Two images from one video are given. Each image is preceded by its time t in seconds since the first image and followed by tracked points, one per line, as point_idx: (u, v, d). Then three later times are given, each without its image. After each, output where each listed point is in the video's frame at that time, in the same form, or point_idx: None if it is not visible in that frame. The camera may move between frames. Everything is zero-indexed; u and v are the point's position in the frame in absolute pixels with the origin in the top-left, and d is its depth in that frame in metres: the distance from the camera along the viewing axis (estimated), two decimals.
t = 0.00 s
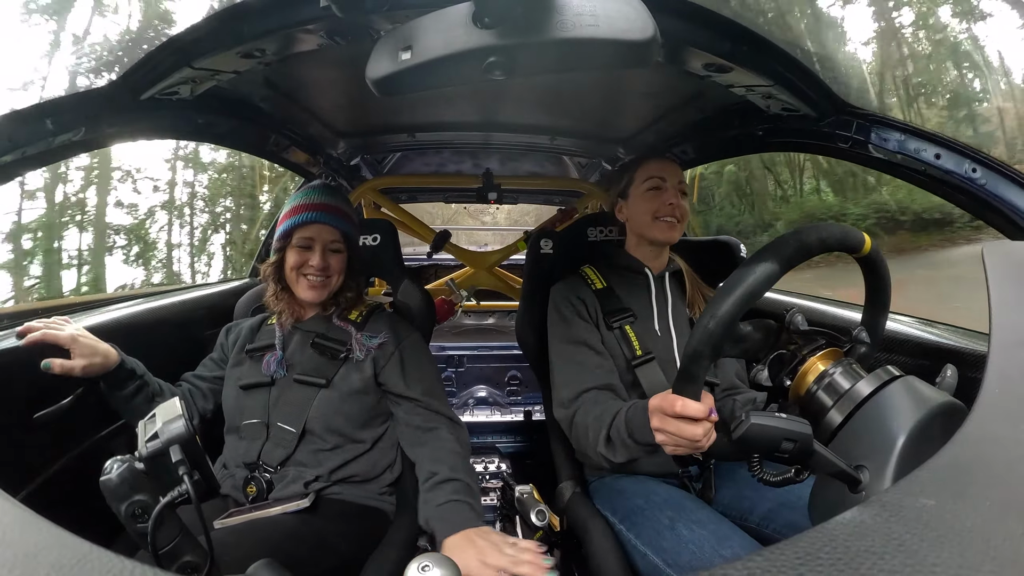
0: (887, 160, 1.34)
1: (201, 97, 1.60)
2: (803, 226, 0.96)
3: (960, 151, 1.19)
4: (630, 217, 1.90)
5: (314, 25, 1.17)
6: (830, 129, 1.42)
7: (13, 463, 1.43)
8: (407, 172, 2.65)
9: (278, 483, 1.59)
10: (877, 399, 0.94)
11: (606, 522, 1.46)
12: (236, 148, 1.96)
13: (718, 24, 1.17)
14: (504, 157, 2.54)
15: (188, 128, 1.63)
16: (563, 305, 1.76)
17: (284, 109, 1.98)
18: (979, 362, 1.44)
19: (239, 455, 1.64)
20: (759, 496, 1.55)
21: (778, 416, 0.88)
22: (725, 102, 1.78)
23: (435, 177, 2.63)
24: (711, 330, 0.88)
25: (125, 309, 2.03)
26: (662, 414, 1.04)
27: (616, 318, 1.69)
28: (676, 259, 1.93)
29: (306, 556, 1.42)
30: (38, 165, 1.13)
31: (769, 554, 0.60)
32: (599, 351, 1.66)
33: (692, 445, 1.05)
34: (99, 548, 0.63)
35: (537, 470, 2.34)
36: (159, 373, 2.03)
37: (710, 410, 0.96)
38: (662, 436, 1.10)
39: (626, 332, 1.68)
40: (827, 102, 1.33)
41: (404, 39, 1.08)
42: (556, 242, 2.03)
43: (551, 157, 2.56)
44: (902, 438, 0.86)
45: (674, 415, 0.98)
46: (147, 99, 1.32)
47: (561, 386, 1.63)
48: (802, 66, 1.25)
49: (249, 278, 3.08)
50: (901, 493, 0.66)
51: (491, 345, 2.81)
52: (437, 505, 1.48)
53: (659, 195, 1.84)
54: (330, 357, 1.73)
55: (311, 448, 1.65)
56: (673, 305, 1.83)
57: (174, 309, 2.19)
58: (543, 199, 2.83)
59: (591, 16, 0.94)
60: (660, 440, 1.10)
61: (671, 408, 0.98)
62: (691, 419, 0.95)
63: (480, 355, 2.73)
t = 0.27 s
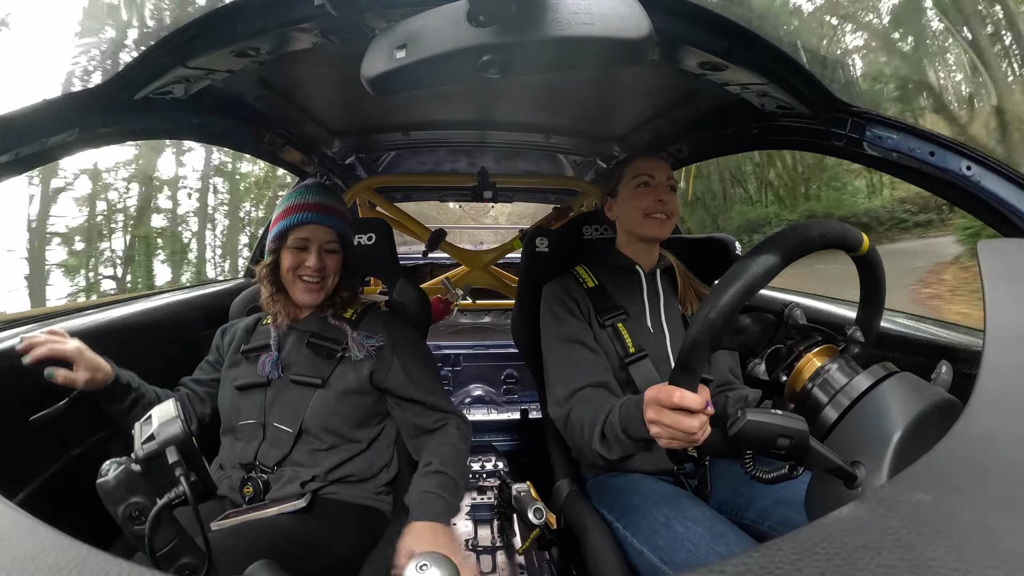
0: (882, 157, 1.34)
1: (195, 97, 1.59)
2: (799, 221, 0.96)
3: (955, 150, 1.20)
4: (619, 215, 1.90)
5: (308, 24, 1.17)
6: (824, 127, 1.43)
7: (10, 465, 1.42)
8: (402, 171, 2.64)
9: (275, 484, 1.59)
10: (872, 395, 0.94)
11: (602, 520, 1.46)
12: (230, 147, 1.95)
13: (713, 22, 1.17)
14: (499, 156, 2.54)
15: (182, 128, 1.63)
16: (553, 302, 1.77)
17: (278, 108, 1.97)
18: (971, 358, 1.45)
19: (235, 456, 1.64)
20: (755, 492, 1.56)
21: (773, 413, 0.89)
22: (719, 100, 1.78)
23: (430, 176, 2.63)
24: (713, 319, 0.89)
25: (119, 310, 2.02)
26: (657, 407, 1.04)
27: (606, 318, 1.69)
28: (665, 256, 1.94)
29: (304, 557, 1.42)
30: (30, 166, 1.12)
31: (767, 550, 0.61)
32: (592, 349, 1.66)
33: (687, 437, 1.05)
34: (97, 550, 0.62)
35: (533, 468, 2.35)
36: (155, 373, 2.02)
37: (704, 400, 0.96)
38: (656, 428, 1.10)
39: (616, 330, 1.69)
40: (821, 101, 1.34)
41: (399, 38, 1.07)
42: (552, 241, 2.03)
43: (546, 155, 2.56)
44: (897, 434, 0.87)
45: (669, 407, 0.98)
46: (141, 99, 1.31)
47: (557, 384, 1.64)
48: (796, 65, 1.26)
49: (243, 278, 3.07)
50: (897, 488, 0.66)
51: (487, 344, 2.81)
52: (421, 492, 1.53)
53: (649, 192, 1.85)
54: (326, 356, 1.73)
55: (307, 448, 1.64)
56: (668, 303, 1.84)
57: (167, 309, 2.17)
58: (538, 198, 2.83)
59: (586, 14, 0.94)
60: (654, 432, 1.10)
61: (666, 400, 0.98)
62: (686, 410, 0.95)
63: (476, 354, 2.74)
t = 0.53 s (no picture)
0: (872, 154, 1.36)
1: (189, 97, 1.58)
2: (790, 220, 0.96)
3: (947, 146, 1.22)
4: (611, 216, 1.90)
5: (303, 23, 1.16)
6: (819, 125, 1.44)
7: (9, 469, 1.41)
8: (397, 170, 2.64)
9: (272, 485, 1.59)
10: (866, 392, 0.95)
11: (600, 517, 1.47)
12: (223, 147, 1.94)
13: (708, 20, 1.17)
14: (493, 154, 2.54)
15: (176, 128, 1.62)
16: (545, 302, 1.77)
17: (272, 107, 1.96)
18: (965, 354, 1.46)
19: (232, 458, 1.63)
20: (751, 489, 1.57)
21: (769, 409, 0.89)
22: (714, 98, 1.79)
23: (425, 175, 2.62)
24: (701, 323, 0.89)
25: (112, 312, 2.01)
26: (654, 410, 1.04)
27: (599, 317, 1.69)
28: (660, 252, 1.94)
29: (301, 558, 1.41)
30: (24, 167, 1.11)
31: (764, 546, 0.61)
32: (584, 349, 1.67)
33: (685, 437, 1.06)
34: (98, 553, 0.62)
35: (530, 466, 2.35)
36: (150, 375, 2.01)
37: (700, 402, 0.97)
38: (655, 431, 1.10)
39: (610, 329, 1.69)
40: (815, 97, 1.34)
41: (393, 36, 1.07)
42: (547, 240, 2.03)
43: (541, 153, 2.56)
44: (893, 429, 0.87)
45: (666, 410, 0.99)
46: (135, 100, 1.30)
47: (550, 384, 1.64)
48: (789, 62, 1.26)
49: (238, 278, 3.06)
50: (893, 483, 0.66)
51: (483, 342, 2.81)
52: (410, 489, 1.56)
53: (640, 191, 1.85)
54: (322, 357, 1.72)
55: (305, 449, 1.64)
56: (664, 301, 1.84)
57: (164, 311, 2.17)
58: (533, 196, 2.83)
59: (580, 12, 0.94)
60: (653, 435, 1.10)
61: (662, 403, 0.99)
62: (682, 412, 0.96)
63: (471, 352, 2.74)
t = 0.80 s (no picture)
0: (868, 153, 1.38)
1: (184, 97, 1.58)
2: (787, 220, 0.97)
3: (945, 145, 1.25)
4: (609, 214, 1.90)
5: (298, 24, 1.15)
6: (814, 123, 1.44)
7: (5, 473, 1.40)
8: (392, 170, 2.64)
9: (269, 486, 1.58)
10: (863, 389, 0.95)
11: (598, 516, 1.47)
12: (218, 147, 1.93)
13: (703, 20, 1.17)
14: (489, 154, 2.54)
15: (172, 129, 1.61)
16: (543, 301, 1.77)
17: (267, 108, 1.96)
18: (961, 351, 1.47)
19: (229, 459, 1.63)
20: (748, 486, 1.57)
21: (766, 407, 0.89)
22: (710, 97, 1.79)
23: (421, 175, 2.62)
24: (697, 325, 0.89)
25: (108, 314, 2.00)
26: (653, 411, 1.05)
27: (598, 314, 1.70)
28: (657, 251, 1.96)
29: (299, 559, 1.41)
30: (18, 169, 1.10)
31: (761, 544, 0.61)
32: (582, 348, 1.66)
33: (682, 438, 1.06)
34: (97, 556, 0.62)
35: (528, 465, 2.35)
36: (147, 377, 2.00)
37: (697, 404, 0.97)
38: (654, 432, 1.10)
39: (607, 327, 1.70)
40: (810, 96, 1.35)
41: (389, 37, 1.07)
42: (544, 239, 2.02)
43: (537, 153, 2.55)
44: (890, 427, 0.88)
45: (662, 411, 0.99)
46: (130, 101, 1.30)
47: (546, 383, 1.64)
48: (784, 61, 1.26)
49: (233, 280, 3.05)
50: (891, 481, 0.66)
51: (480, 342, 2.81)
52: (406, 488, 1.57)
53: (638, 190, 1.85)
54: (319, 358, 1.71)
55: (301, 450, 1.64)
56: (661, 300, 1.84)
57: (161, 312, 2.16)
58: (529, 196, 2.84)
59: (575, 12, 0.94)
60: (651, 436, 1.10)
61: (659, 403, 1.00)
62: (679, 413, 0.97)
63: (468, 352, 2.74)
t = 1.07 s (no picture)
0: (863, 157, 1.39)
1: (180, 98, 1.57)
2: (781, 223, 0.97)
3: (941, 149, 1.26)
4: (606, 215, 1.91)
5: (295, 25, 1.15)
6: (810, 127, 1.45)
7: None
8: (389, 173, 2.64)
9: (263, 489, 1.57)
10: (859, 392, 0.96)
11: (594, 518, 1.46)
12: (214, 148, 1.92)
13: (700, 23, 1.18)
14: (485, 157, 2.54)
15: (168, 129, 1.60)
16: (540, 304, 1.76)
17: (264, 109, 1.95)
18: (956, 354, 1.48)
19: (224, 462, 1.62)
20: (744, 489, 1.58)
21: (762, 410, 0.89)
22: (706, 101, 1.80)
23: (417, 178, 2.62)
24: (693, 328, 0.89)
25: (101, 316, 1.99)
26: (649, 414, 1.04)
27: (593, 318, 1.71)
28: (654, 254, 1.96)
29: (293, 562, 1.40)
30: (12, 168, 1.09)
31: (759, 546, 0.61)
32: (578, 350, 1.66)
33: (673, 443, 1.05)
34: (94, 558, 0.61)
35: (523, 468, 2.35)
36: (141, 379, 1.99)
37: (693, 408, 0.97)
38: (649, 436, 1.09)
39: (604, 329, 1.71)
40: (806, 99, 1.35)
41: (386, 38, 1.07)
42: (540, 242, 2.03)
43: (533, 156, 2.56)
44: (886, 429, 0.88)
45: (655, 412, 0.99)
46: (126, 101, 1.29)
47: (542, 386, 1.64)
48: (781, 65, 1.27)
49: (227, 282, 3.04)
50: (887, 482, 0.67)
51: (475, 345, 2.81)
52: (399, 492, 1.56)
53: (633, 192, 1.85)
54: (315, 361, 1.71)
55: (296, 453, 1.63)
56: (658, 303, 1.85)
57: (155, 314, 2.15)
58: (525, 199, 2.84)
59: (573, 15, 0.94)
60: (647, 440, 1.09)
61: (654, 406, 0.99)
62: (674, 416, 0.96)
63: (464, 355, 2.73)
